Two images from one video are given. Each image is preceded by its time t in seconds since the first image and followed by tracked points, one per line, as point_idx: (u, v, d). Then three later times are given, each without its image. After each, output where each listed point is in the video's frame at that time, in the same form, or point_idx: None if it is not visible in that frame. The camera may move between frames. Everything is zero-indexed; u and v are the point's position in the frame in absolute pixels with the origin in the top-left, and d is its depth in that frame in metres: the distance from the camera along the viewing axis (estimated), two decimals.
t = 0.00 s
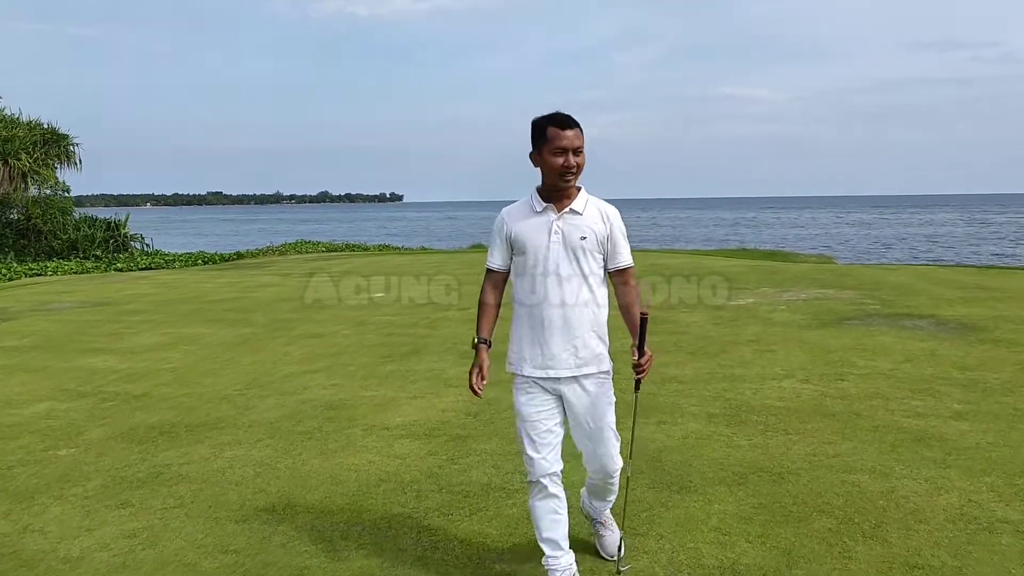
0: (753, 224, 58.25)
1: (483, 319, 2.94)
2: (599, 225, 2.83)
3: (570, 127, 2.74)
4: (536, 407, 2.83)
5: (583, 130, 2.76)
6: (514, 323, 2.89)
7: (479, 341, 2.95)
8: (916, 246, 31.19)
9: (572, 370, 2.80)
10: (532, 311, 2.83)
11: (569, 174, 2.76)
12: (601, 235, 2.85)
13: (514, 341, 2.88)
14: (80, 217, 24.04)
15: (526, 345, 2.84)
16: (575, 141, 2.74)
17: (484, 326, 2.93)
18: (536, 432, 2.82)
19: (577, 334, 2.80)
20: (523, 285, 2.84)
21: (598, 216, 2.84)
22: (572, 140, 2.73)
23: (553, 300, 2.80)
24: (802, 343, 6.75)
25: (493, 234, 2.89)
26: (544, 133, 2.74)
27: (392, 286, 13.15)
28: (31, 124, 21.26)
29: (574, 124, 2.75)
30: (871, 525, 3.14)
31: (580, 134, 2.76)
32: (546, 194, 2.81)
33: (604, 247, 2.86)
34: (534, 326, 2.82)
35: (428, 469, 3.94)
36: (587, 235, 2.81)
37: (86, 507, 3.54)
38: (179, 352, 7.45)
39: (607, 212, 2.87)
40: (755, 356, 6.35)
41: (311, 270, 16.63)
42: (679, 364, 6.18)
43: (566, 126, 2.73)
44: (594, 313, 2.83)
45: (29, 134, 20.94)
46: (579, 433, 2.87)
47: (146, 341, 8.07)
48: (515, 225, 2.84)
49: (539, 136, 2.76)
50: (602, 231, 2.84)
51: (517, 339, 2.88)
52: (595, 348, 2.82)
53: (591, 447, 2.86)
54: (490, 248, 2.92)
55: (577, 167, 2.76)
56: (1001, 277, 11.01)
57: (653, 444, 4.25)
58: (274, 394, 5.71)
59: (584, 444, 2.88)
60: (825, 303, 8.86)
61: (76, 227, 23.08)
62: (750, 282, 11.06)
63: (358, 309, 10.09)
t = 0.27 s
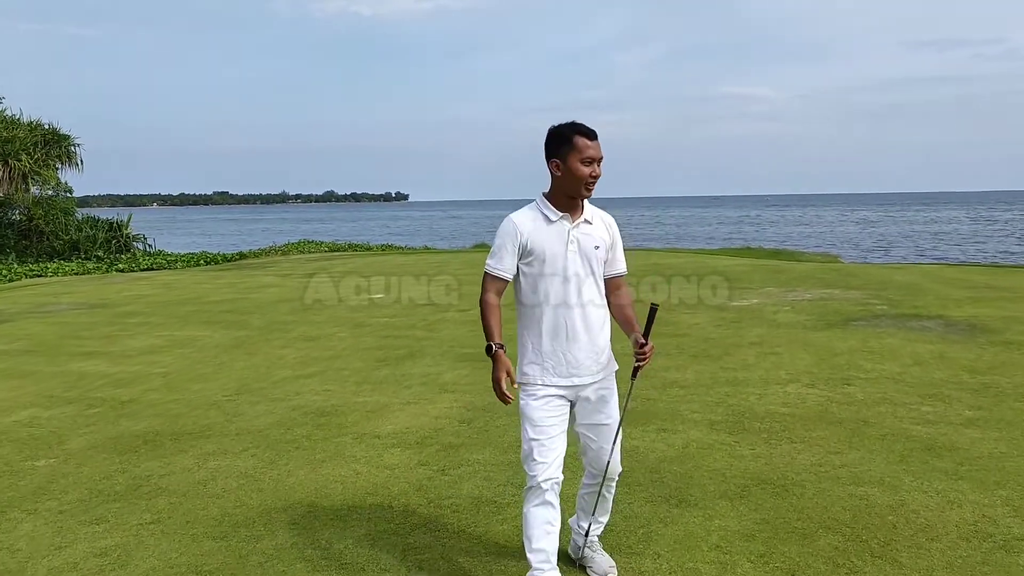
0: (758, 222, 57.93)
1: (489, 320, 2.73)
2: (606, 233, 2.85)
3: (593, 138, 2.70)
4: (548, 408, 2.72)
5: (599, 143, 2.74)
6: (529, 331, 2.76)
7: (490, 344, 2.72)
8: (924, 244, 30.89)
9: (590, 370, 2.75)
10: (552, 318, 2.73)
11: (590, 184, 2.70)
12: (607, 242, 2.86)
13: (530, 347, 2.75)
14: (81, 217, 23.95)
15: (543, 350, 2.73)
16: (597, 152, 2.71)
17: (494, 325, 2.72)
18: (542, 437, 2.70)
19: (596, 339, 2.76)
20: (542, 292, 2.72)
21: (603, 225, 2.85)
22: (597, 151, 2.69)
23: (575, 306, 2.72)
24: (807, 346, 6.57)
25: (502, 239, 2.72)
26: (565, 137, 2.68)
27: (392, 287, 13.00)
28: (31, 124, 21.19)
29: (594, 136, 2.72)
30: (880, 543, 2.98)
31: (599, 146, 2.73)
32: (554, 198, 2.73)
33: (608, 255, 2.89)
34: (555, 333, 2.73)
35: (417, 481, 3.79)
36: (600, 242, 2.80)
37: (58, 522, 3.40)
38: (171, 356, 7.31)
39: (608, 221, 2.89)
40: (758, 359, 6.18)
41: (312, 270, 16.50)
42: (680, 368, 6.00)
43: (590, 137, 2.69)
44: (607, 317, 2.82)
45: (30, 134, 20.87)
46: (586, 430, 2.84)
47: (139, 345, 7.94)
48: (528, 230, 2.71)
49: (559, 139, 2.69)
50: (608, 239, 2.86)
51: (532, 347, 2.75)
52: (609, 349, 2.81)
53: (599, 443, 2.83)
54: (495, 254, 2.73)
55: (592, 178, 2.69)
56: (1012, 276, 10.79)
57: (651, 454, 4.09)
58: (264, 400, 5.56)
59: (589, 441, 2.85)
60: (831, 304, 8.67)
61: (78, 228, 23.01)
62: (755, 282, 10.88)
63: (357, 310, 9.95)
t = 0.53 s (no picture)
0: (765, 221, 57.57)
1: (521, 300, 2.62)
2: (586, 221, 2.91)
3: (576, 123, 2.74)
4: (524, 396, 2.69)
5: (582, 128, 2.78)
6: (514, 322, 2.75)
7: (540, 315, 2.59)
8: (933, 242, 30.55)
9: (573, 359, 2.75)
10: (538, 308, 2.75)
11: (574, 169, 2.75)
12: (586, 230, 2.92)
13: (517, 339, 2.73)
14: (84, 218, 23.88)
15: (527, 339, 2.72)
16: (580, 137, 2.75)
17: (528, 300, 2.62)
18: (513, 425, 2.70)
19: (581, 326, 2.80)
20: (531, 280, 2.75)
21: (584, 212, 2.91)
22: (580, 136, 2.73)
23: (562, 295, 2.77)
24: (812, 348, 6.37)
25: (495, 224, 2.70)
26: (552, 122, 2.70)
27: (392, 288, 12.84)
28: (32, 125, 21.12)
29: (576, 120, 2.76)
30: (888, 563, 2.80)
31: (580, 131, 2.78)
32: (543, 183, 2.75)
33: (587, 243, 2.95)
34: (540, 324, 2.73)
35: (402, 495, 3.63)
36: (581, 229, 2.86)
37: (23, 540, 3.24)
38: (162, 360, 7.16)
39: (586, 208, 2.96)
40: (762, 362, 5.99)
41: (313, 271, 16.34)
42: (682, 371, 5.82)
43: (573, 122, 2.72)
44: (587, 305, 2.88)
45: (31, 135, 20.78)
46: (560, 418, 2.78)
47: (130, 349, 7.79)
48: (519, 215, 2.71)
49: (545, 127, 2.71)
50: (587, 227, 2.92)
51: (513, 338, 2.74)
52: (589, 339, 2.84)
53: (575, 430, 2.76)
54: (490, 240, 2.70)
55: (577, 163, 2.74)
56: None
57: (649, 464, 3.91)
58: (252, 406, 5.40)
59: (563, 430, 2.78)
60: (838, 304, 8.47)
61: (80, 229, 22.93)
62: (760, 282, 10.67)
63: (354, 311, 9.78)
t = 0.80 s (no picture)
0: (769, 218, 57.28)
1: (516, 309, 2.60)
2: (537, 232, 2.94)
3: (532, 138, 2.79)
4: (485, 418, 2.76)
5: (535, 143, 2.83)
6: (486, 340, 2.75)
7: (543, 322, 2.59)
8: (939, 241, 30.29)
9: (542, 368, 2.77)
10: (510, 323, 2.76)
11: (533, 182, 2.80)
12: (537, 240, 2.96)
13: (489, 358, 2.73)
14: (84, 218, 23.76)
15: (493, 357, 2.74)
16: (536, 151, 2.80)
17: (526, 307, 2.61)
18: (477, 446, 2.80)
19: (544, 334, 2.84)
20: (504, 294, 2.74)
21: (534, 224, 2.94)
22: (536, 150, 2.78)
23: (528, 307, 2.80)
24: (814, 353, 6.20)
25: (469, 240, 2.65)
26: (514, 136, 2.73)
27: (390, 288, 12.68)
28: (31, 124, 21.01)
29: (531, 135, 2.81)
30: None
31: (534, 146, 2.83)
32: (501, 194, 2.76)
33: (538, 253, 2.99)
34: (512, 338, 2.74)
35: (383, 513, 3.48)
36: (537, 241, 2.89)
37: None
38: (150, 365, 7.02)
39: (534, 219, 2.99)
40: (763, 367, 5.83)
41: (311, 271, 16.20)
42: (680, 377, 5.66)
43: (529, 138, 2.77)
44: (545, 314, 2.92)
45: (29, 135, 20.66)
46: (526, 429, 2.79)
47: (120, 353, 7.65)
48: (489, 229, 2.69)
49: (507, 138, 2.74)
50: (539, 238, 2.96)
51: (479, 358, 2.76)
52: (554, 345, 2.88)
53: (541, 439, 2.75)
54: (466, 258, 2.64)
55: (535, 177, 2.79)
56: None
57: (642, 479, 3.75)
58: (237, 414, 5.26)
59: (530, 442, 2.77)
60: (842, 306, 8.29)
61: (79, 229, 22.81)
62: (763, 283, 10.49)
63: (350, 313, 9.64)
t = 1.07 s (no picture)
0: (786, 220, 56.72)
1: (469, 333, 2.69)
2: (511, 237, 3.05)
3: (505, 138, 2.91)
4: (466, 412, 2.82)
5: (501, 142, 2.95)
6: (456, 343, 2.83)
7: (483, 365, 2.68)
8: (960, 242, 29.77)
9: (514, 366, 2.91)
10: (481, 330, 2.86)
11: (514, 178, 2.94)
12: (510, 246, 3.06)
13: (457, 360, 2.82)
14: (99, 222, 23.80)
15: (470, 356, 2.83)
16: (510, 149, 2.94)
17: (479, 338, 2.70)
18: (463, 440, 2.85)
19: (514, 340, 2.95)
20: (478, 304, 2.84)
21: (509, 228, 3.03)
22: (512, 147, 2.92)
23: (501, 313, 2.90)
24: (835, 360, 5.97)
25: (448, 251, 2.71)
26: (504, 139, 2.83)
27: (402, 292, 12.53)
28: (46, 129, 21.06)
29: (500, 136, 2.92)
30: None
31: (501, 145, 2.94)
32: (485, 196, 2.83)
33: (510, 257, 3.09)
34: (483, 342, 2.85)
35: (381, 532, 3.33)
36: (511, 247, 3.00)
37: None
38: (154, 373, 6.90)
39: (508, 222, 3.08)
40: (782, 375, 5.61)
41: (323, 274, 16.08)
42: (695, 386, 5.45)
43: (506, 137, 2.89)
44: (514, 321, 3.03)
45: (44, 140, 20.71)
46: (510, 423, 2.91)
47: (125, 359, 7.54)
48: (468, 238, 2.77)
49: (499, 141, 2.82)
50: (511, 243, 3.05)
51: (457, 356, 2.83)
52: (526, 346, 3.03)
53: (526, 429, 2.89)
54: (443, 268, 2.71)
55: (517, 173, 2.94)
56: None
57: (654, 496, 3.57)
58: (238, 424, 5.12)
59: (515, 433, 2.90)
60: (863, 310, 8.04)
61: (94, 233, 22.84)
62: (781, 286, 10.25)
63: (359, 317, 9.49)
